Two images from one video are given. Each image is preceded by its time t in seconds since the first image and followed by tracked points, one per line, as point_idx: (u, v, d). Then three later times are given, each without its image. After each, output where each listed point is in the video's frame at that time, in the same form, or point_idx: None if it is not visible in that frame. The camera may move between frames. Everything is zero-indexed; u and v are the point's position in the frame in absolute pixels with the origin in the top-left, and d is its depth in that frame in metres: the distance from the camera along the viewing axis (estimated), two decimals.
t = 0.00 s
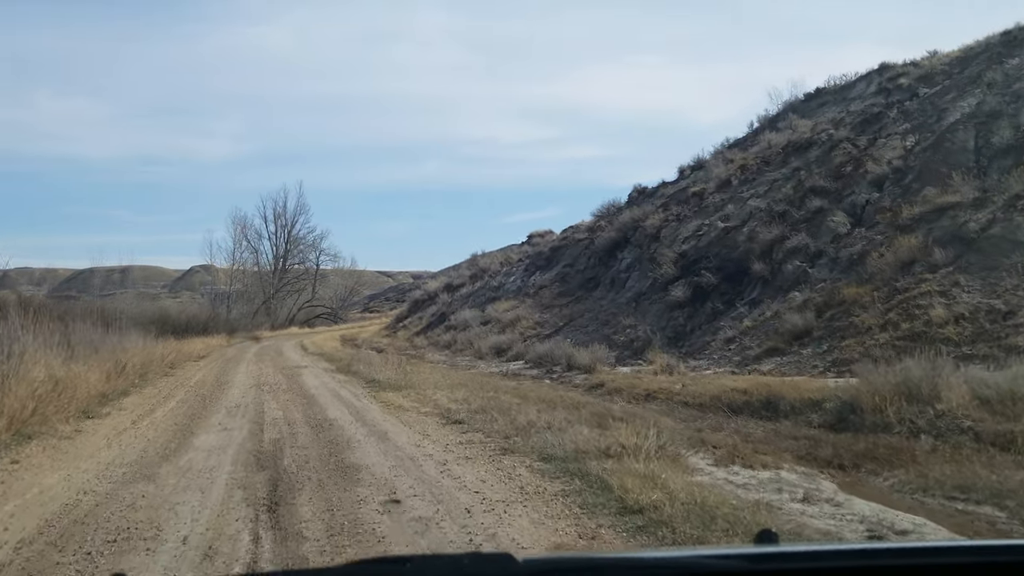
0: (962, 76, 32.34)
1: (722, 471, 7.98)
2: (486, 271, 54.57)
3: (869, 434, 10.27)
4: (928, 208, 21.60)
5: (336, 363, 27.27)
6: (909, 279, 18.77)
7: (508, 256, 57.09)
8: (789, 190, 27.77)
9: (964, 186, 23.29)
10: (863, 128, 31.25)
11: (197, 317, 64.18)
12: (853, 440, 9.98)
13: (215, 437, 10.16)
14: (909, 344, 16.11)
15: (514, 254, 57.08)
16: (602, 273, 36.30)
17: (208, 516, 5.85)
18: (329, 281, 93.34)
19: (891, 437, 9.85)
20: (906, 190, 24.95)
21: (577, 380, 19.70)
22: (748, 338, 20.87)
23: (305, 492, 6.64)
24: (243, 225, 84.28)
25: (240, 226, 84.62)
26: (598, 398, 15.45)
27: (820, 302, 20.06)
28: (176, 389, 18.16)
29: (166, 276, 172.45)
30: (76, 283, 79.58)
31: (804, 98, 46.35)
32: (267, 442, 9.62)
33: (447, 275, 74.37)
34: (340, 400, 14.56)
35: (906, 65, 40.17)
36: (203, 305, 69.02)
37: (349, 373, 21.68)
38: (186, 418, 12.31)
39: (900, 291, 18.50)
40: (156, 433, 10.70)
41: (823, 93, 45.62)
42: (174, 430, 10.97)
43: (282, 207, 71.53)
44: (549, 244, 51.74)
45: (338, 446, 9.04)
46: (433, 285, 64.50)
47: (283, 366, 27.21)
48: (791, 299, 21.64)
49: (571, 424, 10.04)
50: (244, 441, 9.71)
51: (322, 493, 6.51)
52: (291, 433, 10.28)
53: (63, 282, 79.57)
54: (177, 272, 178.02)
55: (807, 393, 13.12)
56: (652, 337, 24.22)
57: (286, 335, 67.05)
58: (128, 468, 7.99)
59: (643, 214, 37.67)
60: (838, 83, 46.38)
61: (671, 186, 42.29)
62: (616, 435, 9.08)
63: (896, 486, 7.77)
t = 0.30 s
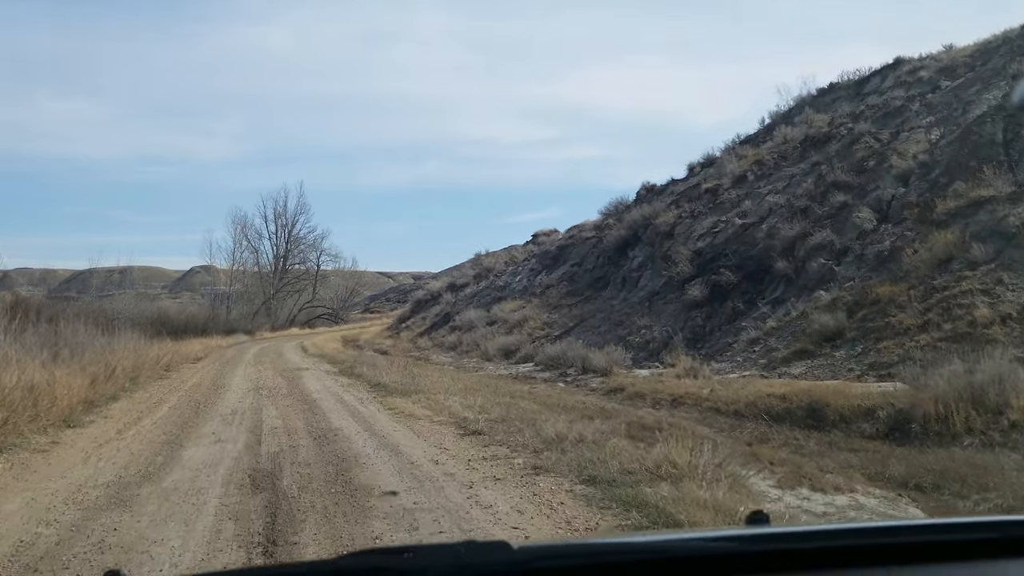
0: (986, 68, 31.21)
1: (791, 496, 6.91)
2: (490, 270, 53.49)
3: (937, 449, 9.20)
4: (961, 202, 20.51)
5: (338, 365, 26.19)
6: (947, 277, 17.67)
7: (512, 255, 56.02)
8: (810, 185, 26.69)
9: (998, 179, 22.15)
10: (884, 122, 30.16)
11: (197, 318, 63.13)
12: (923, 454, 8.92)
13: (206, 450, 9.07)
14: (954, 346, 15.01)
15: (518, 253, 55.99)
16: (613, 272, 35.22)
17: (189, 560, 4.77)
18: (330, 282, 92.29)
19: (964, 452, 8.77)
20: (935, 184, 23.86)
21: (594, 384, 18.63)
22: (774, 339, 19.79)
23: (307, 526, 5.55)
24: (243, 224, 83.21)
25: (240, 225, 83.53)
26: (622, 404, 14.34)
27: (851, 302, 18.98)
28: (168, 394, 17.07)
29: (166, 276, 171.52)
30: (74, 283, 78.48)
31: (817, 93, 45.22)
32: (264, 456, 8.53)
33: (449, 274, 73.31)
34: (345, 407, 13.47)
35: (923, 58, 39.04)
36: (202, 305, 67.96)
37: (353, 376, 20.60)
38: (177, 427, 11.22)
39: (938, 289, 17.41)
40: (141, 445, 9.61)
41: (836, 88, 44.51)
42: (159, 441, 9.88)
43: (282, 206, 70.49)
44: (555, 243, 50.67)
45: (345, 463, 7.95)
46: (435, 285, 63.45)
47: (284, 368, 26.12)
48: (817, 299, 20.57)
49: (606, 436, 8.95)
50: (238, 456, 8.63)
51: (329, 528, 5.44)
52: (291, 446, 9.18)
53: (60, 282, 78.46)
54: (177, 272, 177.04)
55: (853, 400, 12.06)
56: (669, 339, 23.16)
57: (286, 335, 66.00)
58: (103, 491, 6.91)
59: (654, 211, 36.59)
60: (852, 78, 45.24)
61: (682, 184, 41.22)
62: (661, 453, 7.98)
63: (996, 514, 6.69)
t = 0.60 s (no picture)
0: (1010, 57, 30.03)
1: (878, 532, 5.82)
2: (494, 269, 52.40)
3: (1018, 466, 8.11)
4: (997, 195, 19.39)
5: (338, 367, 25.13)
6: (987, 274, 16.54)
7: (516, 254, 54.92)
8: (830, 179, 25.59)
9: None
10: (905, 114, 29.06)
11: (195, 318, 62.05)
12: (1004, 473, 7.82)
13: (187, 468, 7.95)
14: (1002, 349, 13.87)
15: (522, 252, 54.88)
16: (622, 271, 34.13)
17: None
18: (330, 282, 91.19)
19: None
20: (963, 176, 22.72)
21: (610, 389, 17.55)
22: (799, 340, 18.70)
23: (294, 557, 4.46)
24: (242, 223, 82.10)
25: (239, 224, 82.41)
26: (645, 411, 13.23)
27: (883, 301, 17.91)
28: (156, 398, 15.97)
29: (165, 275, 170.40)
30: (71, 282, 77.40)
31: (829, 87, 44.05)
32: (253, 476, 7.41)
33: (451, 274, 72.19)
34: (345, 414, 12.37)
35: (941, 50, 37.88)
36: (200, 305, 66.88)
37: (353, 379, 19.52)
38: (159, 438, 10.12)
39: (978, 288, 16.31)
40: (116, 461, 8.51)
41: (848, 82, 43.35)
42: (137, 456, 8.77)
43: (281, 204, 69.38)
44: (560, 241, 49.59)
45: (348, 485, 6.86)
46: (437, 284, 62.33)
47: (281, 370, 25.06)
48: (844, 298, 19.50)
49: (644, 452, 7.88)
50: (224, 474, 7.54)
51: None
52: (285, 462, 8.08)
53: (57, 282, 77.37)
54: (176, 271, 175.90)
55: (904, 408, 10.97)
56: (685, 340, 22.10)
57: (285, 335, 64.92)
58: (58, 523, 5.81)
59: (664, 207, 35.51)
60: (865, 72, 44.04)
61: (691, 180, 40.14)
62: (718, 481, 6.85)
63: None
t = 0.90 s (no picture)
0: None
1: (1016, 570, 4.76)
2: (499, 269, 51.35)
3: None
4: None
5: (342, 370, 24.08)
6: None
7: (521, 253, 53.87)
8: (855, 174, 24.52)
9: None
10: (930, 106, 27.96)
11: (194, 318, 61.01)
12: None
13: (173, 491, 6.89)
14: None
15: (527, 251, 53.83)
16: (634, 270, 33.08)
17: None
18: (330, 282, 90.15)
19: None
20: (997, 169, 21.32)
21: (632, 394, 16.48)
22: (832, 341, 17.67)
23: None
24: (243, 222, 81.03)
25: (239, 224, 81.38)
26: (679, 420, 12.16)
27: (923, 301, 16.88)
28: (147, 404, 14.90)
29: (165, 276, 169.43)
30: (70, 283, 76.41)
31: (844, 81, 42.89)
32: (250, 502, 6.35)
33: (454, 273, 71.08)
34: (352, 423, 11.29)
35: (963, 43, 36.67)
36: (199, 305, 65.79)
37: (358, 383, 18.46)
38: (146, 452, 9.06)
39: None
40: (93, 481, 7.44)
41: (864, 77, 42.17)
42: (118, 475, 7.72)
43: (282, 204, 68.35)
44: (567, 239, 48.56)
45: (360, 518, 5.78)
46: (441, 284, 61.25)
47: (282, 372, 24.01)
48: (878, 299, 18.44)
49: (703, 473, 6.81)
50: (216, 500, 6.46)
51: None
52: (288, 484, 7.00)
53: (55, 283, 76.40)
54: (176, 271, 174.77)
55: (972, 418, 9.89)
56: (707, 341, 21.07)
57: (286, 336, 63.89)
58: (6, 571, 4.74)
59: (677, 204, 34.44)
60: (881, 67, 42.91)
61: (704, 177, 39.06)
62: (810, 527, 5.78)
63: None
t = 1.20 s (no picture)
0: None
1: None
2: (503, 268, 50.26)
3: None
4: None
5: (344, 372, 23.02)
6: None
7: (526, 252, 52.77)
8: (881, 167, 23.42)
9: None
10: (956, 98, 26.83)
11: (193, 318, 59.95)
12: None
13: (154, 521, 5.83)
14: None
15: (532, 250, 52.72)
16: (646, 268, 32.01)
17: None
18: (331, 282, 88.99)
19: None
20: None
21: (656, 400, 15.42)
22: (867, 344, 16.62)
23: None
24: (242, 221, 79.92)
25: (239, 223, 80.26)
26: (717, 430, 11.07)
27: (967, 300, 15.80)
28: (137, 410, 13.85)
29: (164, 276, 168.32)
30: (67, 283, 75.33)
31: (858, 75, 41.76)
32: (243, 539, 5.28)
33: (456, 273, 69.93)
34: (359, 433, 10.23)
35: (985, 35, 35.50)
36: (198, 305, 64.69)
37: (363, 386, 17.39)
38: (128, 469, 8.01)
39: None
40: (61, 508, 6.38)
41: (880, 70, 41.04)
42: (90, 499, 6.65)
43: (282, 203, 67.26)
44: (574, 237, 47.47)
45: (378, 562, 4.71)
46: (443, 284, 60.14)
47: (282, 375, 22.95)
48: (914, 298, 17.36)
49: (782, 502, 5.76)
50: (203, 535, 5.38)
51: None
52: (289, 513, 5.93)
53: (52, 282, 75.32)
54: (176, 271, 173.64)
55: None
56: (730, 343, 20.02)
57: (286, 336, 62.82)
58: None
59: (690, 200, 33.37)
60: (897, 61, 41.78)
61: (716, 173, 37.98)
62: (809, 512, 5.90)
63: None
